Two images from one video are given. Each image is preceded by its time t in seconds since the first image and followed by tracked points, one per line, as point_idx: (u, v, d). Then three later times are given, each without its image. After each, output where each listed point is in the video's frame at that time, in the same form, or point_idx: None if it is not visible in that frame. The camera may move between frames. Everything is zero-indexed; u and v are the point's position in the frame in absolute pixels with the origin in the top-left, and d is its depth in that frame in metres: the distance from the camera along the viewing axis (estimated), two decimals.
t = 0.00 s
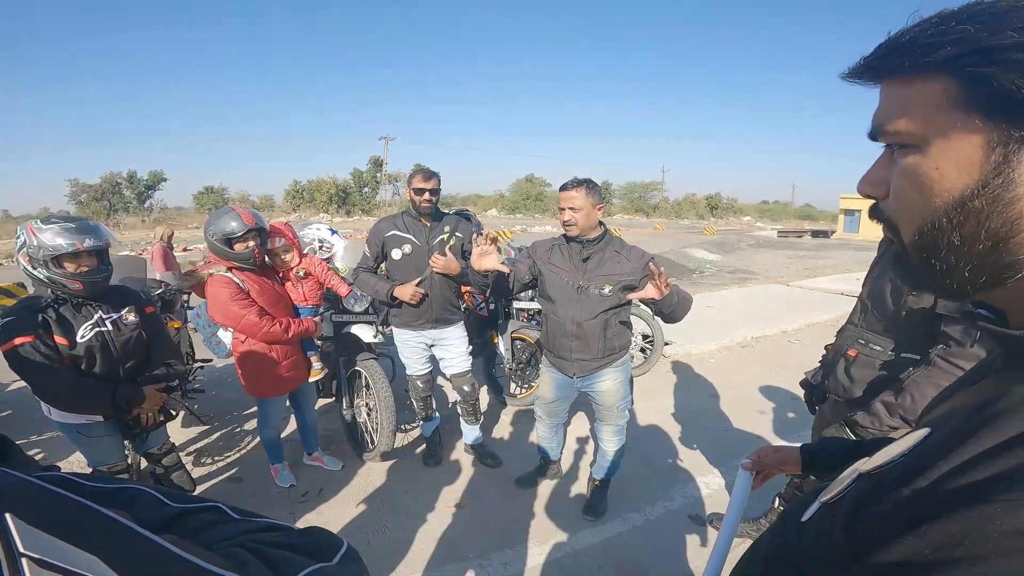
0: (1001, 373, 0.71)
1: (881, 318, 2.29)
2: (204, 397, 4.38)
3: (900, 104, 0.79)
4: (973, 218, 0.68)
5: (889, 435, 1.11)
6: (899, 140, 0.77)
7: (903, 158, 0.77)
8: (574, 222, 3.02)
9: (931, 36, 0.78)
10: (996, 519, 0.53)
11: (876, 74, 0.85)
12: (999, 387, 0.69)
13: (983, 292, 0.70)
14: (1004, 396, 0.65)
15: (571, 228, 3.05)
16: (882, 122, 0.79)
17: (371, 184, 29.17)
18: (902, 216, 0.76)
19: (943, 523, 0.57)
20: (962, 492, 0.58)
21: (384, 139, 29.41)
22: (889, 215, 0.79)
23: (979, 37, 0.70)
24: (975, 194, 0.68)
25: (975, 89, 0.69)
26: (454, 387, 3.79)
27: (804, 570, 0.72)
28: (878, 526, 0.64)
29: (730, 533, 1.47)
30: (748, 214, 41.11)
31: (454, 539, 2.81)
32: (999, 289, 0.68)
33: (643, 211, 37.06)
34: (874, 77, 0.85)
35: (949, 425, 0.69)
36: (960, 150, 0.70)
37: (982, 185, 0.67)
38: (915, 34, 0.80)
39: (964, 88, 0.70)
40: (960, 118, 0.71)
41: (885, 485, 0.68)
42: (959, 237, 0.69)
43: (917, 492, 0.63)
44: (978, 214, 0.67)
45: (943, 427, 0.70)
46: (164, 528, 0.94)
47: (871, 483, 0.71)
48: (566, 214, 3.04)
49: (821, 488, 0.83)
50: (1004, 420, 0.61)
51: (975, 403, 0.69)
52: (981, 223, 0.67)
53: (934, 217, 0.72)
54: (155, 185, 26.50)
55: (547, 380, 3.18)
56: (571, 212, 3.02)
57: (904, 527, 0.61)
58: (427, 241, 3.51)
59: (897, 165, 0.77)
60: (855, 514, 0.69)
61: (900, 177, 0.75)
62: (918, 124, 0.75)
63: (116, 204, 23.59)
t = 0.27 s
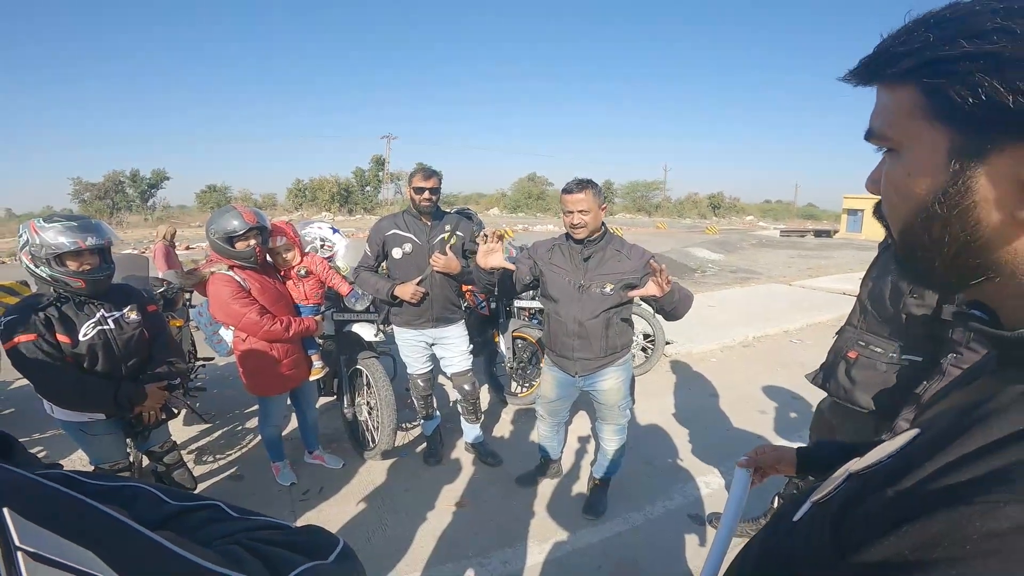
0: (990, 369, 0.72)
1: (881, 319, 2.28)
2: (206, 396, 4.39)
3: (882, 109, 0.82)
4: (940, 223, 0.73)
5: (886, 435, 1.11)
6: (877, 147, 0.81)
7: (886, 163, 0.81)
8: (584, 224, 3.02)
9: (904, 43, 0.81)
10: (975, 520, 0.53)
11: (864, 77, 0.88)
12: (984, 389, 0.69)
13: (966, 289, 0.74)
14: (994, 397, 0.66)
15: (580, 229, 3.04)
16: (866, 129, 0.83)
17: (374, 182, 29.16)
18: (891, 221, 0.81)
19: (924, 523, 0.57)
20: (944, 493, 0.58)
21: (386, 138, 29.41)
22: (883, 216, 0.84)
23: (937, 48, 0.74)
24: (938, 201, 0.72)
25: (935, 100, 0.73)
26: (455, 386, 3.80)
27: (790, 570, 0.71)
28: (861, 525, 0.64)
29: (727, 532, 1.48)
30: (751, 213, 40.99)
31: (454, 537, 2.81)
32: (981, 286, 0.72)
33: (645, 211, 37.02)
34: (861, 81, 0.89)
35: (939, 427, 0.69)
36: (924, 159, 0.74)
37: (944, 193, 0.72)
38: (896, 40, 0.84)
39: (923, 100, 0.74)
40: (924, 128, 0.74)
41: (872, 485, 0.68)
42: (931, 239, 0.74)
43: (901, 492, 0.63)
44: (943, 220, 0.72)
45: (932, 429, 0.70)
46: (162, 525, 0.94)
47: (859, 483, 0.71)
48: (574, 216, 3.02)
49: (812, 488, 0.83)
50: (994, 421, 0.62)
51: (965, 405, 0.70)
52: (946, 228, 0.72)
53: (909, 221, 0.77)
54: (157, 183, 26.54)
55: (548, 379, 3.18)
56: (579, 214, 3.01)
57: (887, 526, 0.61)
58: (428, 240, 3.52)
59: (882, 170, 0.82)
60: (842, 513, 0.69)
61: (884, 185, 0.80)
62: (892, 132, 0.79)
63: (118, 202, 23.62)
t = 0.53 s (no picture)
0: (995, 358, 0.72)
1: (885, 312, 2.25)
2: (216, 397, 4.42)
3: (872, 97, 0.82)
4: (936, 211, 0.72)
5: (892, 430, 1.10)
6: (871, 136, 0.80)
7: (880, 151, 0.80)
8: (589, 221, 3.01)
9: (890, 30, 0.80)
10: (966, 518, 0.53)
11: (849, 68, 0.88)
12: (985, 381, 0.69)
13: (963, 278, 0.74)
14: (993, 391, 0.65)
15: (585, 227, 3.04)
16: (858, 118, 0.82)
17: (379, 183, 29.22)
18: (886, 212, 0.80)
19: (917, 520, 0.57)
20: (937, 490, 0.58)
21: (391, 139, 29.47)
22: (878, 205, 0.83)
23: (925, 33, 0.73)
24: (934, 190, 0.72)
25: (926, 86, 0.72)
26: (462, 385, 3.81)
27: (784, 567, 0.71)
28: (855, 522, 0.64)
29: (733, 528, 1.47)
30: (758, 208, 40.74)
31: (462, 536, 2.82)
32: (981, 275, 0.72)
33: (651, 208, 36.88)
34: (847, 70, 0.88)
35: (937, 422, 0.69)
36: (917, 146, 0.73)
37: (939, 180, 0.71)
38: (882, 27, 0.83)
39: (915, 87, 0.73)
40: (916, 116, 0.73)
41: (868, 481, 0.67)
42: (927, 228, 0.74)
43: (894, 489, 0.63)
44: (938, 208, 0.71)
45: (931, 424, 0.70)
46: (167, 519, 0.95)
47: (855, 479, 0.71)
48: (578, 213, 3.01)
49: (812, 486, 0.82)
50: (992, 416, 0.62)
51: (965, 398, 0.69)
52: (942, 216, 0.71)
53: (905, 210, 0.76)
54: (165, 187, 26.75)
55: (556, 377, 3.19)
56: (585, 210, 3.00)
57: (881, 523, 0.61)
58: (432, 239, 3.52)
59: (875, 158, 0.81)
60: (836, 510, 0.68)
61: (877, 174, 0.80)
62: (884, 120, 0.78)
63: (127, 207, 23.82)
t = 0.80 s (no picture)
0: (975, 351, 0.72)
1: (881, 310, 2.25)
2: (215, 395, 4.43)
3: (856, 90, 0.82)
4: (920, 203, 0.72)
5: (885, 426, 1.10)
6: (855, 128, 0.80)
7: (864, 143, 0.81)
8: (589, 218, 3.00)
9: (873, 22, 0.81)
10: (940, 514, 0.54)
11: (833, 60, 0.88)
12: (966, 374, 0.69)
13: (946, 271, 0.74)
14: (973, 385, 0.66)
15: (584, 224, 3.01)
16: (842, 110, 0.82)
17: (379, 181, 29.18)
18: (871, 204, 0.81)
19: (893, 515, 0.58)
20: (914, 485, 0.59)
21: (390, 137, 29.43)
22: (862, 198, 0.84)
23: (908, 24, 0.74)
24: (917, 182, 0.72)
25: (910, 77, 0.73)
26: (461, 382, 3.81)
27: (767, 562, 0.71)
28: (834, 517, 0.64)
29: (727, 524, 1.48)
30: (757, 206, 40.75)
31: (462, 533, 2.83)
32: (962, 266, 0.72)
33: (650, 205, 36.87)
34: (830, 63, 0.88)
35: (917, 417, 0.70)
36: (901, 137, 0.74)
37: (923, 171, 0.72)
38: (864, 19, 0.83)
39: (898, 78, 0.73)
40: (900, 107, 0.73)
41: (847, 476, 0.68)
42: (911, 219, 0.74)
43: (872, 484, 0.63)
44: (923, 198, 0.72)
45: (911, 419, 0.70)
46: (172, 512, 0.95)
47: (836, 474, 0.71)
48: (577, 210, 3.00)
49: (797, 481, 0.83)
50: (969, 412, 0.63)
51: (945, 393, 0.70)
52: (926, 207, 0.72)
53: (889, 201, 0.77)
54: (164, 185, 26.70)
55: (555, 373, 3.20)
56: (583, 208, 2.99)
57: (860, 517, 0.61)
58: (431, 237, 3.52)
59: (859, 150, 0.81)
60: (817, 504, 0.68)
61: (861, 166, 0.80)
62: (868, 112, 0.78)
63: (126, 205, 23.78)
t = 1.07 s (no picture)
0: (940, 340, 0.74)
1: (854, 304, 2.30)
2: (199, 400, 4.36)
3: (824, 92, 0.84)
4: (883, 200, 0.75)
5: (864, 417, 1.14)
6: (823, 128, 0.83)
7: (831, 142, 0.83)
8: (573, 218, 3.02)
9: (837, 25, 0.83)
10: (907, 495, 0.56)
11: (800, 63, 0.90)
12: (931, 361, 0.71)
13: (910, 263, 0.77)
14: (935, 371, 0.69)
15: (569, 224, 3.05)
16: (810, 111, 0.85)
17: (361, 183, 28.96)
18: (838, 202, 0.84)
19: (863, 498, 0.60)
20: (882, 468, 0.61)
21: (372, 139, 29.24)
22: (831, 196, 0.86)
23: (869, 27, 0.76)
24: (877, 179, 0.75)
25: (870, 78, 0.75)
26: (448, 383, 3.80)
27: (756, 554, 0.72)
28: (811, 503, 0.66)
29: (713, 517, 1.51)
30: (737, 204, 41.32)
31: (453, 533, 2.83)
32: (924, 258, 0.75)
33: (633, 205, 37.16)
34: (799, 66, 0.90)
35: (884, 405, 0.72)
36: (865, 137, 0.76)
37: (882, 169, 0.74)
38: (829, 23, 0.86)
39: (859, 80, 0.76)
40: (861, 108, 0.76)
41: (821, 463, 0.70)
42: (875, 215, 0.77)
43: (843, 470, 0.65)
44: (885, 195, 0.74)
45: (880, 406, 0.73)
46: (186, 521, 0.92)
47: (810, 462, 0.73)
48: (563, 210, 3.03)
49: (778, 471, 0.85)
50: (931, 396, 0.65)
51: (911, 380, 0.73)
52: (888, 204, 0.74)
53: (854, 198, 0.79)
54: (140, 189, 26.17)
55: (544, 372, 3.21)
56: (569, 207, 3.02)
57: (833, 502, 0.63)
58: (416, 238, 3.52)
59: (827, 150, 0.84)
60: (795, 492, 0.70)
61: (829, 165, 0.82)
62: (835, 112, 0.80)
63: (102, 209, 23.27)
